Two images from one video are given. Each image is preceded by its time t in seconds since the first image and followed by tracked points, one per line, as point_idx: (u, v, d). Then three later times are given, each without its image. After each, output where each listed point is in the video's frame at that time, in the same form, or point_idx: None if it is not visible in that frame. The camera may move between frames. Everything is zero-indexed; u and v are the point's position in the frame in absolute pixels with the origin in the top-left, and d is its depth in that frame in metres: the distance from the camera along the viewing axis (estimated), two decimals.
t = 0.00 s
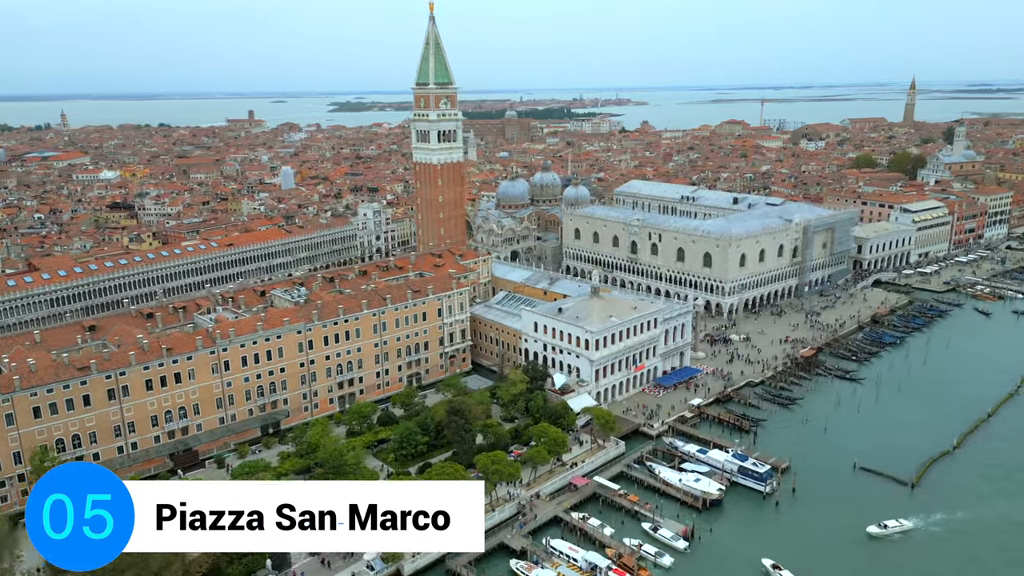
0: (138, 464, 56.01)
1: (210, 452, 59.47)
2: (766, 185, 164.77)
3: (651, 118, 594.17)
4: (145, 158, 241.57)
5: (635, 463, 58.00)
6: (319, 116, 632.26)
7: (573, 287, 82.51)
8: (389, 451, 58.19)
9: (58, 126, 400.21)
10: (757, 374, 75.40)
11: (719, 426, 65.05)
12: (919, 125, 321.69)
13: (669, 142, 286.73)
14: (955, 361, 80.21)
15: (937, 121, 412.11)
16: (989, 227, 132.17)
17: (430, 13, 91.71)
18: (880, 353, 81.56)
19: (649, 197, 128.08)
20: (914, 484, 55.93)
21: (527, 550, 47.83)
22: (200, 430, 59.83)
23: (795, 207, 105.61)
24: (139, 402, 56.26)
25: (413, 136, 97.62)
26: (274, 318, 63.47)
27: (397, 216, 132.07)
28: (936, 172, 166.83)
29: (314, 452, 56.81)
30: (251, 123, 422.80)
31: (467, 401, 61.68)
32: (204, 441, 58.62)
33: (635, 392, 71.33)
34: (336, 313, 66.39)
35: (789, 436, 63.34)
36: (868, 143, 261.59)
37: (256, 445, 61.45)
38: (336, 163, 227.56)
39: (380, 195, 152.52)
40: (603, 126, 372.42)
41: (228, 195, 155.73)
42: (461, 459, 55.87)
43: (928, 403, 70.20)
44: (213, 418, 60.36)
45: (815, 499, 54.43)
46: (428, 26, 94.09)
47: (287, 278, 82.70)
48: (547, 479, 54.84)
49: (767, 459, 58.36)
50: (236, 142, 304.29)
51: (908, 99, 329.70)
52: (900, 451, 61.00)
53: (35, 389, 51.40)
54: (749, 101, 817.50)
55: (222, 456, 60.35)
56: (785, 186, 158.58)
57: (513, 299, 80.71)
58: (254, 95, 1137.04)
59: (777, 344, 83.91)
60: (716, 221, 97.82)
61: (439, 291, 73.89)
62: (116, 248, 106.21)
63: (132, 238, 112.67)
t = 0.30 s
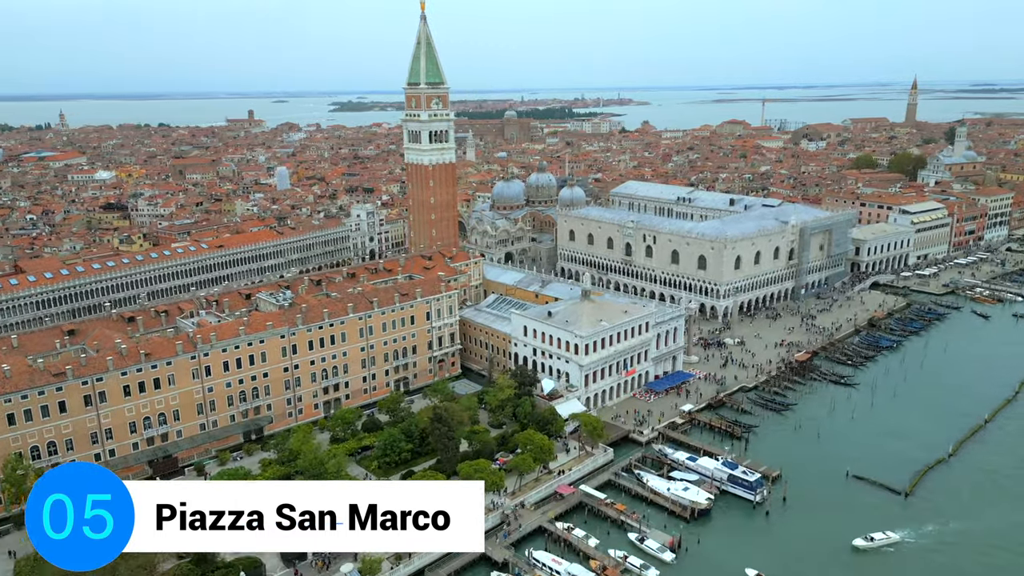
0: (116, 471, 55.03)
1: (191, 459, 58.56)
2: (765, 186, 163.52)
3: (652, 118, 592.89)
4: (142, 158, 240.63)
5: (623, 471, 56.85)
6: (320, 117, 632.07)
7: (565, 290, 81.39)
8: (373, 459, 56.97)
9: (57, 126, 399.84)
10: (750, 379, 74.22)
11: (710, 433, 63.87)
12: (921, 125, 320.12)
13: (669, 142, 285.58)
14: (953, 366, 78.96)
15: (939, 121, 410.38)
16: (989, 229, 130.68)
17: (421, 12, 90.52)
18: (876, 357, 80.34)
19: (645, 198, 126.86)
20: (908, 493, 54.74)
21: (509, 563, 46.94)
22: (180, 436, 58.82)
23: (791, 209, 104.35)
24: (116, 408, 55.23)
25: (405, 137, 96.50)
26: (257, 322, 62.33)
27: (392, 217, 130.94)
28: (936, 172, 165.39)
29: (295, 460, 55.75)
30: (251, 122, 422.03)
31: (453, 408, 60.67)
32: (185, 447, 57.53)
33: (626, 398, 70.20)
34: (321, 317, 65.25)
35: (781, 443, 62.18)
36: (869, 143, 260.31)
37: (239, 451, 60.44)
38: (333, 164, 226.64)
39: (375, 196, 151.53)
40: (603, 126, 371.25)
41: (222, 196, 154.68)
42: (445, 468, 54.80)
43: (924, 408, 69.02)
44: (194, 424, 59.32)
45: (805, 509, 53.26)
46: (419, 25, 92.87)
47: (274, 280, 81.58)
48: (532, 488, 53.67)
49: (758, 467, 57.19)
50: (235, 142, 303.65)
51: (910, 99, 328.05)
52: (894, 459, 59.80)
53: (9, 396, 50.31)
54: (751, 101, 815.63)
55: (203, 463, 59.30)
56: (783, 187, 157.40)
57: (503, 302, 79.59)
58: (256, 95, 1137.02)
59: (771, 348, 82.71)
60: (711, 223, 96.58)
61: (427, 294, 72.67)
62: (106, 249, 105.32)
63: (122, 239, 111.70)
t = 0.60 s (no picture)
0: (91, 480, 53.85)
1: (169, 466, 57.33)
2: (763, 187, 162.18)
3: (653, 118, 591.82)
4: (139, 159, 239.83)
5: (610, 480, 55.60)
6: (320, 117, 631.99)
7: (556, 293, 80.15)
8: (354, 467, 55.66)
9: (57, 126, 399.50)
10: (743, 384, 72.93)
11: (700, 440, 62.56)
12: (923, 125, 318.53)
13: (669, 142, 284.16)
14: (949, 371, 77.61)
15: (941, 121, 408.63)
16: (990, 231, 129.17)
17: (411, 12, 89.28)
18: (871, 362, 79.06)
19: (641, 200, 125.55)
20: (900, 503, 53.45)
21: None
22: (158, 443, 57.65)
23: (788, 211, 102.97)
24: (92, 415, 54.07)
25: (395, 137, 95.33)
26: (238, 326, 61.07)
27: (385, 218, 129.75)
28: (936, 173, 163.82)
29: (274, 468, 54.58)
30: (251, 123, 421.37)
31: (438, 415, 59.43)
32: (162, 455, 56.30)
33: (616, 404, 68.93)
34: (304, 321, 64.02)
35: (773, 451, 60.88)
36: (870, 144, 259.26)
37: (219, 459, 59.28)
38: (330, 164, 225.58)
39: (369, 197, 150.39)
40: (603, 126, 369.89)
41: (216, 196, 153.69)
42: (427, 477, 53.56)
43: (919, 415, 67.63)
44: (172, 431, 58.15)
45: (795, 519, 51.95)
46: (409, 24, 91.65)
47: (260, 283, 80.42)
48: (515, 498, 52.33)
49: (748, 476, 55.89)
50: (233, 142, 302.99)
51: (912, 99, 326.35)
52: (887, 467, 58.48)
53: None
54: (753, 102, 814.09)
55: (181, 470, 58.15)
56: (782, 188, 156.04)
57: (492, 305, 78.43)
58: (257, 95, 1137.61)
59: (766, 352, 81.37)
60: (705, 225, 95.26)
61: (413, 298, 71.38)
62: (94, 251, 104.30)
63: (111, 241, 110.66)
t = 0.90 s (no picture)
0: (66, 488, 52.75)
1: (148, 474, 55.85)
2: (762, 187, 160.77)
3: (654, 118, 590.35)
4: (135, 159, 238.88)
5: (597, 489, 54.43)
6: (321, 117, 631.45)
7: (547, 296, 78.93)
8: (336, 475, 54.57)
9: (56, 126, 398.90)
10: (736, 390, 71.67)
11: (691, 447, 61.31)
12: (925, 125, 316.74)
13: (668, 142, 282.71)
14: (947, 375, 76.26)
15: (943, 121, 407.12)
16: (990, 232, 127.74)
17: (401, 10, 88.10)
18: (868, 366, 77.79)
19: (637, 201, 124.31)
20: (893, 513, 52.20)
21: None
22: (136, 450, 56.56)
23: (784, 212, 101.70)
24: (68, 422, 52.95)
25: (386, 138, 94.16)
26: (219, 331, 59.91)
27: (379, 219, 128.56)
28: (937, 173, 162.38)
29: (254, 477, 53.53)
30: (251, 123, 420.47)
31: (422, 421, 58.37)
32: (141, 463, 55.24)
33: (606, 410, 67.76)
34: (288, 325, 62.91)
35: (764, 459, 59.65)
36: (872, 144, 257.75)
37: (199, 466, 58.14)
38: (327, 164, 224.39)
39: (364, 197, 149.20)
40: (604, 126, 368.52)
41: (210, 197, 152.51)
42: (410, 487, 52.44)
43: (915, 421, 66.32)
44: (152, 438, 57.05)
45: (785, 530, 50.72)
46: (400, 23, 90.46)
47: (247, 286, 79.28)
48: (498, 508, 51.20)
49: (737, 485, 54.65)
50: (232, 142, 302.07)
51: (914, 99, 324.55)
52: (881, 476, 57.22)
53: None
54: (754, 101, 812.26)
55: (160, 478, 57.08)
56: (781, 189, 154.56)
57: (482, 308, 77.23)
58: (259, 95, 1137.26)
59: (760, 356, 80.12)
60: (700, 226, 94.02)
61: (401, 301, 70.23)
62: (83, 253, 103.25)
63: (101, 242, 109.60)
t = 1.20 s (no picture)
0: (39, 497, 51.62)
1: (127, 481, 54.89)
2: (761, 188, 159.39)
3: (656, 117, 588.92)
4: (133, 159, 238.17)
5: (582, 499, 53.23)
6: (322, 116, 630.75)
7: (537, 299, 77.65)
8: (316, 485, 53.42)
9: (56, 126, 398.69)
10: (729, 395, 70.36)
11: (680, 455, 60.12)
12: (927, 125, 314.98)
13: (668, 142, 281.34)
14: (944, 381, 74.87)
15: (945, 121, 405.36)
16: (990, 234, 126.26)
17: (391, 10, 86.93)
18: (863, 371, 76.46)
19: (633, 202, 123.04)
20: (885, 524, 50.88)
21: None
22: (113, 458, 55.40)
23: (781, 213, 100.30)
24: (41, 430, 51.75)
25: (377, 139, 92.96)
26: (199, 336, 58.66)
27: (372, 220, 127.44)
28: (937, 174, 160.83)
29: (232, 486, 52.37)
30: (251, 122, 419.64)
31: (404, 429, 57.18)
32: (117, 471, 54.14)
33: (595, 416, 66.54)
34: (270, 330, 61.66)
35: (755, 467, 58.37)
36: (873, 144, 256.17)
37: (177, 474, 57.03)
38: (325, 165, 223.36)
39: (359, 198, 148.06)
40: (604, 126, 367.21)
41: (205, 198, 151.61)
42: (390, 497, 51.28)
43: (910, 427, 65.00)
44: (129, 445, 55.88)
45: (775, 541, 49.40)
46: (390, 23, 89.32)
47: (233, 288, 78.15)
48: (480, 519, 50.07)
49: (726, 494, 53.37)
50: (231, 142, 301.39)
51: (916, 99, 322.74)
52: (874, 485, 55.91)
53: None
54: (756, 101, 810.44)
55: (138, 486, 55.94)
56: (779, 190, 153.17)
57: (471, 311, 75.95)
58: (261, 95, 1137.85)
59: (754, 361, 78.79)
60: (695, 228, 92.68)
61: (387, 305, 68.97)
62: (71, 254, 102.28)
63: (91, 243, 108.62)
